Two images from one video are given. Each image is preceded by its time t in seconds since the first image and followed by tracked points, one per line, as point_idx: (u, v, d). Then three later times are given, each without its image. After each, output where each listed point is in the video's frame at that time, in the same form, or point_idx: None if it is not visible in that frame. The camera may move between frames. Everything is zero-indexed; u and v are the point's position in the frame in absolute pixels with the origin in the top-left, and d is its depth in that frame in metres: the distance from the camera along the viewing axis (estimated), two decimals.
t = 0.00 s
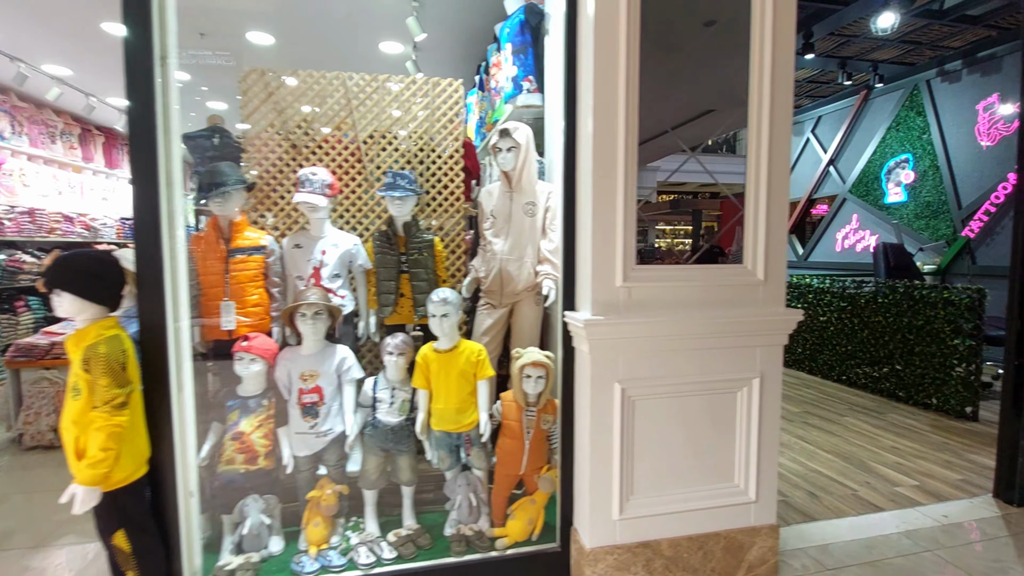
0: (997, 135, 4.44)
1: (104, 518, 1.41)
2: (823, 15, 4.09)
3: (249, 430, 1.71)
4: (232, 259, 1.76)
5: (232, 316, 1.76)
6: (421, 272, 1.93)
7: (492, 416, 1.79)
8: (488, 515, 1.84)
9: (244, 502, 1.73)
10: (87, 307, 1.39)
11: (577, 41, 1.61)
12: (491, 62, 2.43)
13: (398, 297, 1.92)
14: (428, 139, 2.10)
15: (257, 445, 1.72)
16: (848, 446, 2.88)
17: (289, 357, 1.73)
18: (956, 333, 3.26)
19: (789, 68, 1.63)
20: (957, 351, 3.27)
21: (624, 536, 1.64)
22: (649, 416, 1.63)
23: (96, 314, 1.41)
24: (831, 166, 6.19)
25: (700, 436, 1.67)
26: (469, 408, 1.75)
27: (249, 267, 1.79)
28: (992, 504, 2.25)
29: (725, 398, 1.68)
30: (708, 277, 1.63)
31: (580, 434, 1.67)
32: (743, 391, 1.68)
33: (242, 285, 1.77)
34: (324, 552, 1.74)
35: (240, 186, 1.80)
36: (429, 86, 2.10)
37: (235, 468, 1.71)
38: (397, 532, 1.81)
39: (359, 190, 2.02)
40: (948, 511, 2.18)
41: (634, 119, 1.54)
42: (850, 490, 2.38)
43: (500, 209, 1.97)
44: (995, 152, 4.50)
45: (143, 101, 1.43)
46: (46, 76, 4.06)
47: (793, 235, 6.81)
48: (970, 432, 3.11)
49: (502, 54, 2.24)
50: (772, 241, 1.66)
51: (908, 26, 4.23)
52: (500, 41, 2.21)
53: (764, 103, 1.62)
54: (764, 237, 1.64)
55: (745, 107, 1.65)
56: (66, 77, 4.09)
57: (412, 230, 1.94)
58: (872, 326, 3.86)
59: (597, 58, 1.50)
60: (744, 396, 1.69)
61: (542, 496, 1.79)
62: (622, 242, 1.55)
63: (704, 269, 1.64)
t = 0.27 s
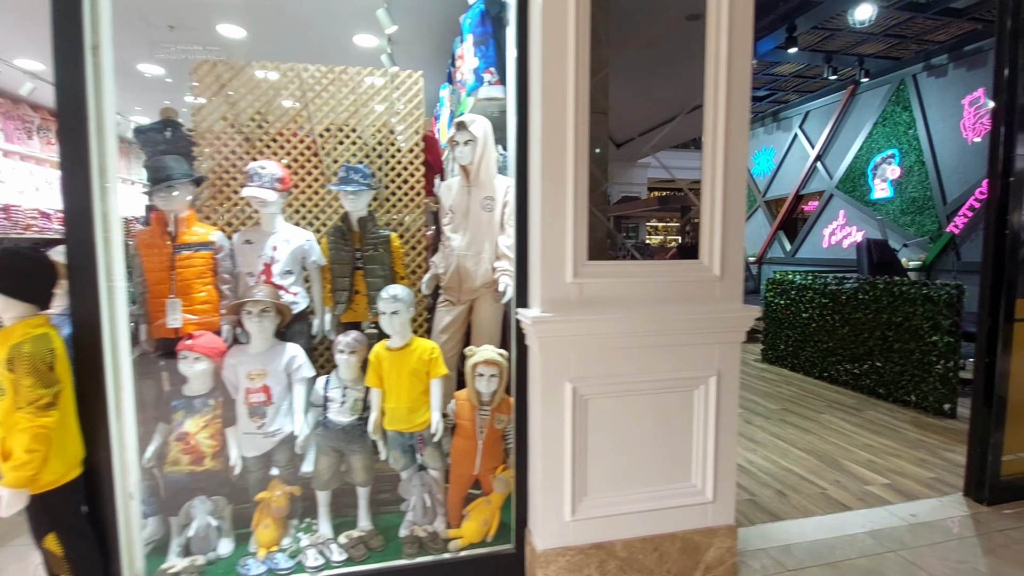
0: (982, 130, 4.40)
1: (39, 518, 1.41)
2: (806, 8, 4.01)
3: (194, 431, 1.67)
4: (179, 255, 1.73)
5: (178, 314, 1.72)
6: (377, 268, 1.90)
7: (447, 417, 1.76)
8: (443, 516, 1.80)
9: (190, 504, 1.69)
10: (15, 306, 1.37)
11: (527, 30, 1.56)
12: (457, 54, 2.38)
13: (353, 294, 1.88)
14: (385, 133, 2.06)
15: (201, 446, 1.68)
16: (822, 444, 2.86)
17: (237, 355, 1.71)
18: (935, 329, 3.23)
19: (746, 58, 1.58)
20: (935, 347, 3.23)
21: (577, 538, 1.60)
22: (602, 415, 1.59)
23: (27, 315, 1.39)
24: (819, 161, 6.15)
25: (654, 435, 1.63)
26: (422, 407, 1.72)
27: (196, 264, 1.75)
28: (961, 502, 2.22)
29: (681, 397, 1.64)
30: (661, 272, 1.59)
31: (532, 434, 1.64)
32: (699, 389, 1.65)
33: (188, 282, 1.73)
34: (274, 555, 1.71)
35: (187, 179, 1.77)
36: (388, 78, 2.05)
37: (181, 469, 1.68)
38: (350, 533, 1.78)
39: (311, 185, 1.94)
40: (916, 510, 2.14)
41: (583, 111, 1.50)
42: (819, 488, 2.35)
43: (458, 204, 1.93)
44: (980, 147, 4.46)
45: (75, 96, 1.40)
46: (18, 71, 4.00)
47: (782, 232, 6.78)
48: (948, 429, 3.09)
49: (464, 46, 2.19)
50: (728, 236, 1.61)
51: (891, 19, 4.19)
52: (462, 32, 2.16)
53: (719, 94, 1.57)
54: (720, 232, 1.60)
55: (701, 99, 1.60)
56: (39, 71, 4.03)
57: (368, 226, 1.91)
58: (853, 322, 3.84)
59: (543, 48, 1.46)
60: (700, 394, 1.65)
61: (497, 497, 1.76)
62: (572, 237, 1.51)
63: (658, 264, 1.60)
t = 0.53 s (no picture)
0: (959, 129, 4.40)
1: None
2: (783, 6, 3.92)
3: (133, 437, 1.65)
4: (120, 258, 1.68)
5: (118, 318, 1.68)
6: (327, 270, 1.87)
7: (395, 423, 1.74)
8: (394, 522, 1.78)
9: (131, 512, 1.66)
10: None
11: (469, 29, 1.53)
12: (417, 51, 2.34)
13: (303, 297, 1.85)
14: (338, 134, 2.02)
15: (140, 453, 1.65)
16: (790, 444, 2.85)
17: (178, 360, 1.68)
18: (905, 328, 3.23)
19: (694, 60, 1.56)
20: (906, 347, 3.24)
21: (524, 544, 1.58)
22: (549, 421, 1.57)
23: None
24: (800, 160, 6.16)
25: (603, 441, 1.61)
26: (369, 414, 1.70)
27: (137, 267, 1.69)
28: (922, 503, 2.21)
29: (629, 401, 1.62)
30: (608, 276, 1.56)
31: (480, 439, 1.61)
32: (648, 393, 1.62)
33: (129, 285, 1.68)
34: (217, 562, 1.69)
35: (127, 179, 1.72)
36: (343, 76, 2.02)
37: (120, 477, 1.65)
38: (297, 540, 1.76)
39: (252, 188, 1.87)
40: (875, 512, 2.13)
41: (526, 112, 1.47)
42: (782, 490, 2.34)
43: (410, 205, 1.89)
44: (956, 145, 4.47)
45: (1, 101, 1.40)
46: None
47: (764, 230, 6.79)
48: (918, 428, 3.09)
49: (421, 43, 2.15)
50: (676, 240, 1.59)
51: (868, 18, 4.17)
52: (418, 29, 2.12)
53: (666, 96, 1.55)
54: (668, 235, 1.58)
55: (648, 100, 1.58)
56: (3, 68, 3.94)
57: (317, 228, 1.88)
58: (827, 321, 3.84)
59: (483, 46, 1.43)
60: (649, 398, 1.63)
61: (448, 503, 1.74)
62: (515, 239, 1.48)
63: (605, 268, 1.57)
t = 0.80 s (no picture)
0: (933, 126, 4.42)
1: None
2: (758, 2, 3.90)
3: (64, 443, 1.59)
4: (51, 256, 1.59)
5: (49, 318, 1.59)
6: (275, 268, 1.80)
7: (342, 426, 1.68)
8: (344, 529, 1.72)
9: (64, 520, 1.60)
10: None
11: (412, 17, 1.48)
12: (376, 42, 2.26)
13: (248, 295, 1.77)
14: (291, 126, 1.87)
15: (72, 461, 1.59)
16: (760, 443, 2.83)
17: (112, 362, 1.62)
18: (876, 326, 3.23)
19: (647, 53, 1.51)
20: (876, 344, 3.23)
21: (474, 551, 1.53)
22: (498, 424, 1.51)
23: None
24: (780, 157, 6.17)
25: (554, 443, 1.56)
26: (313, 417, 1.65)
27: (70, 264, 1.61)
28: (886, 502, 2.20)
29: (582, 402, 1.57)
30: (558, 273, 1.51)
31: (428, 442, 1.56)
32: (601, 394, 1.58)
33: (61, 284, 1.60)
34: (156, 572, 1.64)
35: (59, 174, 1.61)
36: (291, 66, 1.86)
37: (52, 484, 1.59)
38: (241, 547, 1.70)
39: (205, 183, 1.78)
40: (838, 511, 2.11)
41: (471, 106, 1.42)
42: (747, 490, 2.32)
43: (362, 201, 1.84)
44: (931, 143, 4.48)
45: None
46: None
47: (745, 227, 6.80)
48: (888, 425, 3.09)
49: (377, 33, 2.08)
50: (629, 236, 1.54)
51: (844, 14, 4.15)
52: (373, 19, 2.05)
53: (618, 89, 1.50)
54: (621, 231, 1.53)
55: (600, 93, 1.53)
56: None
57: (263, 224, 1.81)
58: (801, 318, 3.84)
59: (424, 34, 1.36)
60: (602, 399, 1.58)
61: (398, 508, 1.69)
62: (459, 236, 1.43)
63: (556, 266, 1.52)
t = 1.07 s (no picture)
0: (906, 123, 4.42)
1: None
2: None
3: None
4: None
5: None
6: (212, 268, 1.69)
7: (281, 437, 1.60)
8: (286, 544, 1.62)
9: None
10: None
11: None
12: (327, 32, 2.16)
13: (181, 296, 1.65)
14: (232, 117, 1.75)
15: None
16: (731, 445, 2.78)
17: (30, 369, 1.51)
18: (849, 324, 3.20)
19: (600, 43, 1.43)
20: (848, 343, 3.21)
21: (418, 567, 1.44)
22: (443, 434, 1.43)
23: None
24: (758, 155, 6.16)
25: (504, 452, 1.48)
26: (248, 427, 1.56)
27: None
28: (854, 506, 2.15)
29: (533, 409, 1.49)
30: (507, 274, 1.43)
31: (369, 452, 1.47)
32: (554, 400, 1.50)
33: None
34: None
35: None
36: (232, 55, 1.74)
37: None
38: (175, 565, 1.60)
39: (141, 177, 1.65)
40: (806, 517, 2.06)
41: (411, 96, 1.33)
42: (715, 494, 2.26)
43: (307, 196, 1.74)
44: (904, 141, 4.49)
45: None
46: None
47: (724, 225, 6.79)
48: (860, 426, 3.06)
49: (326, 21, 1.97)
50: (582, 234, 1.47)
51: (820, 10, 4.10)
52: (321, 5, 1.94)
53: (569, 80, 1.42)
54: (573, 228, 1.45)
55: (551, 85, 1.45)
56: None
57: (197, 219, 1.69)
58: (776, 317, 3.81)
59: (357, 15, 1.27)
60: (555, 405, 1.51)
61: (342, 523, 1.60)
62: (399, 233, 1.33)
63: (504, 265, 1.44)
